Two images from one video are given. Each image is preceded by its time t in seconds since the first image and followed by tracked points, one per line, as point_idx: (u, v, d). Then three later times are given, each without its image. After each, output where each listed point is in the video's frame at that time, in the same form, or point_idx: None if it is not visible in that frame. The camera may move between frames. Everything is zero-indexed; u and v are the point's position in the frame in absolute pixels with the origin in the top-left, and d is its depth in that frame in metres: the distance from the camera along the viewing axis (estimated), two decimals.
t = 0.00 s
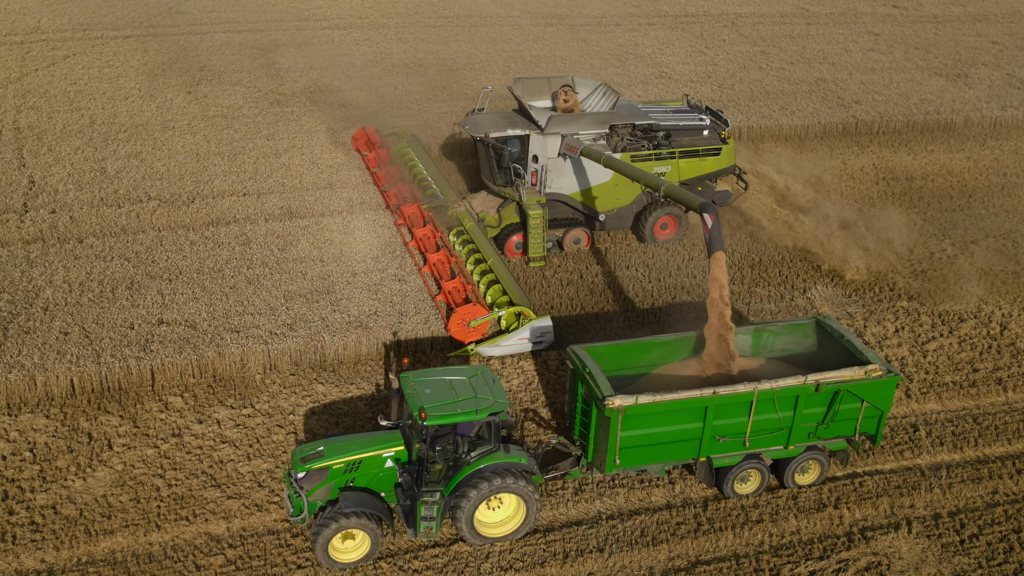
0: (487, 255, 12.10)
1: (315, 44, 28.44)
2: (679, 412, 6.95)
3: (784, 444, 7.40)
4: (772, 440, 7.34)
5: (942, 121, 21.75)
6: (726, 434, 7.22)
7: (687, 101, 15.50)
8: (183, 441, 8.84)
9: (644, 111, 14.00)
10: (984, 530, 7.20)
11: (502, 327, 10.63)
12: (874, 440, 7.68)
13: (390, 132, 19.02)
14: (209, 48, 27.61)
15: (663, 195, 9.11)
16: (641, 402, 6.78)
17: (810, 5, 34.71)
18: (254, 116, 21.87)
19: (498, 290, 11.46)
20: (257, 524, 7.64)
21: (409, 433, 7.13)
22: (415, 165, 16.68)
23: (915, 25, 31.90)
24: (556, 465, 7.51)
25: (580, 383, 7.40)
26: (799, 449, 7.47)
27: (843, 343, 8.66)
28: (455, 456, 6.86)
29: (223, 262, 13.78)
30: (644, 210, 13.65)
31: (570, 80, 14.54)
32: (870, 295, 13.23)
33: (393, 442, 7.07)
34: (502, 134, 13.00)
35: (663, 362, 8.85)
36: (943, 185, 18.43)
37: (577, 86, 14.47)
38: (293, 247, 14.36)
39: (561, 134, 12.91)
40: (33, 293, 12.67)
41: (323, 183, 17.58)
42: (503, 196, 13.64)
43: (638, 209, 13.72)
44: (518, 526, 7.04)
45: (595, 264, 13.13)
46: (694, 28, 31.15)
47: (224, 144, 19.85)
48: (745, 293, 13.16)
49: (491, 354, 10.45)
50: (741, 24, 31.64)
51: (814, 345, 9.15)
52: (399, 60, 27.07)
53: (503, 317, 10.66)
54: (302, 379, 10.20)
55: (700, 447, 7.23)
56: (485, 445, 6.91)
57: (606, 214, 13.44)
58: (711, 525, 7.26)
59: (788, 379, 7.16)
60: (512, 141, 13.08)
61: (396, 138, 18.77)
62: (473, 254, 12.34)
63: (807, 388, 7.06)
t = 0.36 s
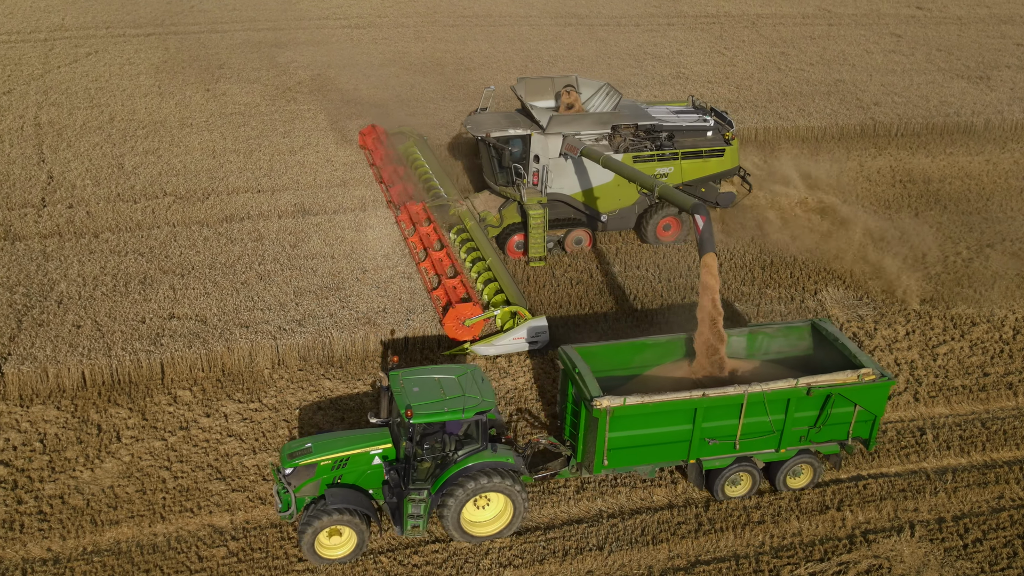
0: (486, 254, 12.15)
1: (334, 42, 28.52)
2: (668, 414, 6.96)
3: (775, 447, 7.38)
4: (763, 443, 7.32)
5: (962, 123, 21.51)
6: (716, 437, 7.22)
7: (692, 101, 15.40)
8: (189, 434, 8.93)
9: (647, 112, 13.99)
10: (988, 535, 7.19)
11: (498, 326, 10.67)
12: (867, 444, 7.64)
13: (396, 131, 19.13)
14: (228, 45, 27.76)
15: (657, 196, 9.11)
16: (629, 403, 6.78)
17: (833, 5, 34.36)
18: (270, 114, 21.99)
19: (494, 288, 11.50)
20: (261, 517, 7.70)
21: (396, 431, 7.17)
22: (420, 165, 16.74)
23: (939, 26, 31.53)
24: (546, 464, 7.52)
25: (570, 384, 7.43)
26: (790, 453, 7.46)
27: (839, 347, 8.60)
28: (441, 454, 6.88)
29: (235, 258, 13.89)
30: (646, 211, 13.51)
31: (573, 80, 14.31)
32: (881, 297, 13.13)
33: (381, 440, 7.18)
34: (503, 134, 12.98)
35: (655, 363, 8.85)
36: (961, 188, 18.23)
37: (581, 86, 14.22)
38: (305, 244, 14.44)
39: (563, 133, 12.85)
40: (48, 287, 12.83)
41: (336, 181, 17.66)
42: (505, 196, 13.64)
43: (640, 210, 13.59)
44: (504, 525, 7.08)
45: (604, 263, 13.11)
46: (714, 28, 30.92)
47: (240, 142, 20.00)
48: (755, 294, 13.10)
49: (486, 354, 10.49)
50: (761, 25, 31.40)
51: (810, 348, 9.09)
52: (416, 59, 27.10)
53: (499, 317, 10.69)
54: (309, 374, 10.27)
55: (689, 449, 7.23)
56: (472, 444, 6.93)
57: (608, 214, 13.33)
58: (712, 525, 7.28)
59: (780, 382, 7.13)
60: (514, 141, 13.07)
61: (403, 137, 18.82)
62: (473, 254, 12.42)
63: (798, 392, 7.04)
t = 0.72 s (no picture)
0: (485, 255, 12.28)
1: (353, 41, 28.58)
2: (656, 415, 6.96)
3: (766, 450, 7.37)
4: (754, 446, 7.33)
5: (983, 126, 21.26)
6: (706, 439, 7.22)
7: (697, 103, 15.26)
8: (197, 427, 9.02)
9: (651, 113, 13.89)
10: (993, 540, 7.20)
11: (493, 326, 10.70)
12: (860, 448, 7.63)
13: (404, 130, 19.20)
14: (248, 43, 27.89)
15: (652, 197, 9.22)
16: (616, 404, 6.79)
17: (856, 6, 34.01)
18: (287, 112, 22.10)
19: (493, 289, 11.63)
20: (264, 510, 7.76)
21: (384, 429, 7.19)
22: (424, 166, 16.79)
23: (964, 28, 31.13)
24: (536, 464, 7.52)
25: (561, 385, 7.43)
26: (782, 456, 7.44)
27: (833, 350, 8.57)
28: (429, 453, 6.90)
29: (247, 254, 13.98)
30: (648, 212, 13.39)
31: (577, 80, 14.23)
32: (893, 299, 13.03)
33: (369, 438, 7.22)
34: (504, 134, 12.97)
35: (648, 365, 8.85)
36: (980, 191, 18.02)
37: (584, 86, 14.12)
38: (317, 240, 14.52)
39: (564, 134, 12.85)
40: (62, 280, 12.98)
41: (350, 179, 17.73)
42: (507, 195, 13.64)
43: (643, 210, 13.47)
44: (491, 524, 7.11)
45: (615, 264, 13.09)
46: (735, 29, 30.68)
47: (256, 139, 20.13)
48: (765, 296, 13.04)
49: (482, 353, 10.49)
50: (783, 26, 31.15)
51: (805, 352, 9.05)
52: (435, 58, 27.13)
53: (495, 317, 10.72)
54: (317, 370, 10.33)
55: (679, 451, 7.25)
56: (459, 443, 6.95)
57: (610, 215, 13.21)
58: (713, 526, 7.32)
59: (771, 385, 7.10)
60: (516, 141, 13.07)
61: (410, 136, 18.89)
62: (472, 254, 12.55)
63: (789, 395, 7.03)
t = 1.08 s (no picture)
0: (483, 251, 12.03)
1: (372, 40, 28.67)
2: (645, 417, 6.98)
3: (757, 453, 7.37)
4: (745, 449, 7.32)
5: (1005, 129, 21.00)
6: (696, 441, 7.22)
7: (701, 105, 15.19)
8: (204, 421, 9.10)
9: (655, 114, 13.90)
10: (997, 546, 7.22)
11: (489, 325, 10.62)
12: (854, 452, 7.58)
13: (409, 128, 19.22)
14: (268, 41, 28.03)
15: (646, 198, 9.23)
16: (604, 404, 6.82)
17: (880, 7, 33.64)
18: (303, 110, 22.22)
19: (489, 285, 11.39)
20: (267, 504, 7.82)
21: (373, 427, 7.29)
22: (428, 164, 16.73)
23: (989, 30, 30.74)
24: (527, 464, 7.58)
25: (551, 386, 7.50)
26: (773, 459, 7.43)
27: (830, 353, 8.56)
28: (417, 451, 6.99)
29: (259, 250, 14.08)
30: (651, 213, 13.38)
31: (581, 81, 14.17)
32: (906, 303, 12.91)
33: (357, 435, 7.24)
34: (506, 134, 12.87)
35: (641, 366, 8.86)
36: (1000, 195, 17.81)
37: (589, 87, 14.06)
38: (328, 238, 14.60)
39: (566, 134, 12.78)
40: (77, 275, 13.13)
41: (364, 176, 17.80)
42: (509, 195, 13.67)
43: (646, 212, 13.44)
44: (478, 524, 7.14)
45: (625, 264, 13.06)
46: (756, 30, 30.47)
47: (272, 136, 20.26)
48: (776, 298, 12.97)
49: (476, 352, 10.45)
50: (805, 27, 30.91)
51: (801, 355, 9.05)
52: (453, 57, 27.14)
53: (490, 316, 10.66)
54: (325, 366, 10.39)
55: (668, 453, 7.25)
56: (447, 441, 7.03)
57: (612, 216, 13.19)
58: (713, 527, 7.37)
59: (762, 388, 7.10)
60: (519, 141, 12.96)
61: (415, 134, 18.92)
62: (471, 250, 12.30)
63: (780, 398, 7.00)
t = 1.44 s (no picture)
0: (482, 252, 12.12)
1: (391, 40, 28.73)
2: (634, 419, 7.07)
3: (748, 457, 7.48)
4: (736, 453, 7.41)
5: None
6: (686, 445, 7.31)
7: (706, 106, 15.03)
8: (210, 416, 9.19)
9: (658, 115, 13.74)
10: (1000, 553, 7.33)
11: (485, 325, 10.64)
12: (846, 458, 7.66)
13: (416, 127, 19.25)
14: (287, 40, 28.15)
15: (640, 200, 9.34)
16: (593, 406, 6.92)
17: (905, 9, 33.26)
18: (320, 109, 22.31)
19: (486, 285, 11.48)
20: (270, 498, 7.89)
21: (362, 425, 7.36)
22: (435, 166, 16.91)
23: (1016, 33, 30.31)
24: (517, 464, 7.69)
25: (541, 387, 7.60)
26: (765, 464, 7.55)
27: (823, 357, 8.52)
28: (405, 450, 7.05)
29: (271, 247, 14.16)
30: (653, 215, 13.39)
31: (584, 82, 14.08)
32: (918, 307, 12.79)
33: (346, 432, 7.27)
34: (508, 134, 12.70)
35: (633, 368, 8.85)
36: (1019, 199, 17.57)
37: (593, 88, 13.96)
38: (340, 235, 14.68)
39: (567, 135, 12.62)
40: (91, 269, 13.28)
41: (378, 175, 17.85)
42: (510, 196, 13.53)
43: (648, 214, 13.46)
44: (466, 523, 7.25)
45: (635, 265, 13.04)
46: (777, 31, 30.26)
47: (288, 135, 20.38)
48: (786, 300, 12.88)
49: (472, 352, 10.49)
50: (826, 28, 30.63)
51: (797, 358, 8.98)
52: (471, 57, 27.14)
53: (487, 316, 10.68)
54: (332, 363, 10.44)
55: (657, 455, 7.34)
56: (435, 441, 7.10)
57: (614, 217, 13.15)
58: (715, 529, 7.51)
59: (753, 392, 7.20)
60: (521, 141, 12.83)
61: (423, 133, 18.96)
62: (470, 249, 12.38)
63: (770, 402, 7.10)
